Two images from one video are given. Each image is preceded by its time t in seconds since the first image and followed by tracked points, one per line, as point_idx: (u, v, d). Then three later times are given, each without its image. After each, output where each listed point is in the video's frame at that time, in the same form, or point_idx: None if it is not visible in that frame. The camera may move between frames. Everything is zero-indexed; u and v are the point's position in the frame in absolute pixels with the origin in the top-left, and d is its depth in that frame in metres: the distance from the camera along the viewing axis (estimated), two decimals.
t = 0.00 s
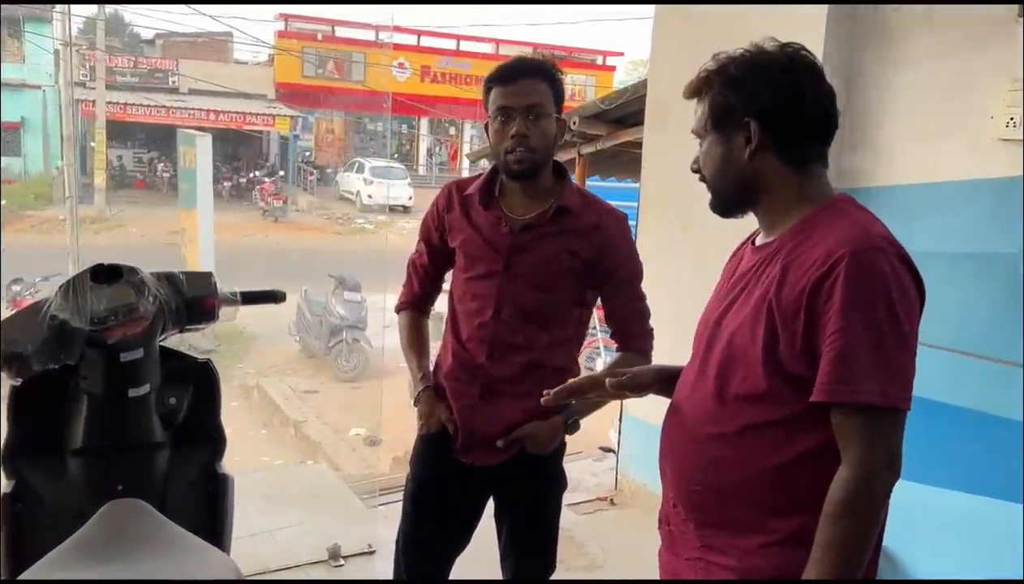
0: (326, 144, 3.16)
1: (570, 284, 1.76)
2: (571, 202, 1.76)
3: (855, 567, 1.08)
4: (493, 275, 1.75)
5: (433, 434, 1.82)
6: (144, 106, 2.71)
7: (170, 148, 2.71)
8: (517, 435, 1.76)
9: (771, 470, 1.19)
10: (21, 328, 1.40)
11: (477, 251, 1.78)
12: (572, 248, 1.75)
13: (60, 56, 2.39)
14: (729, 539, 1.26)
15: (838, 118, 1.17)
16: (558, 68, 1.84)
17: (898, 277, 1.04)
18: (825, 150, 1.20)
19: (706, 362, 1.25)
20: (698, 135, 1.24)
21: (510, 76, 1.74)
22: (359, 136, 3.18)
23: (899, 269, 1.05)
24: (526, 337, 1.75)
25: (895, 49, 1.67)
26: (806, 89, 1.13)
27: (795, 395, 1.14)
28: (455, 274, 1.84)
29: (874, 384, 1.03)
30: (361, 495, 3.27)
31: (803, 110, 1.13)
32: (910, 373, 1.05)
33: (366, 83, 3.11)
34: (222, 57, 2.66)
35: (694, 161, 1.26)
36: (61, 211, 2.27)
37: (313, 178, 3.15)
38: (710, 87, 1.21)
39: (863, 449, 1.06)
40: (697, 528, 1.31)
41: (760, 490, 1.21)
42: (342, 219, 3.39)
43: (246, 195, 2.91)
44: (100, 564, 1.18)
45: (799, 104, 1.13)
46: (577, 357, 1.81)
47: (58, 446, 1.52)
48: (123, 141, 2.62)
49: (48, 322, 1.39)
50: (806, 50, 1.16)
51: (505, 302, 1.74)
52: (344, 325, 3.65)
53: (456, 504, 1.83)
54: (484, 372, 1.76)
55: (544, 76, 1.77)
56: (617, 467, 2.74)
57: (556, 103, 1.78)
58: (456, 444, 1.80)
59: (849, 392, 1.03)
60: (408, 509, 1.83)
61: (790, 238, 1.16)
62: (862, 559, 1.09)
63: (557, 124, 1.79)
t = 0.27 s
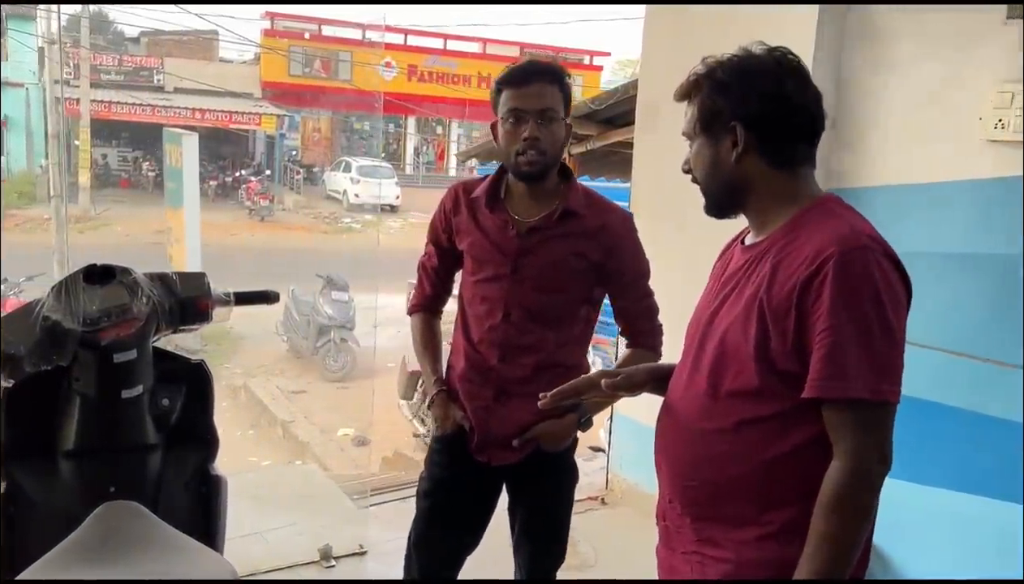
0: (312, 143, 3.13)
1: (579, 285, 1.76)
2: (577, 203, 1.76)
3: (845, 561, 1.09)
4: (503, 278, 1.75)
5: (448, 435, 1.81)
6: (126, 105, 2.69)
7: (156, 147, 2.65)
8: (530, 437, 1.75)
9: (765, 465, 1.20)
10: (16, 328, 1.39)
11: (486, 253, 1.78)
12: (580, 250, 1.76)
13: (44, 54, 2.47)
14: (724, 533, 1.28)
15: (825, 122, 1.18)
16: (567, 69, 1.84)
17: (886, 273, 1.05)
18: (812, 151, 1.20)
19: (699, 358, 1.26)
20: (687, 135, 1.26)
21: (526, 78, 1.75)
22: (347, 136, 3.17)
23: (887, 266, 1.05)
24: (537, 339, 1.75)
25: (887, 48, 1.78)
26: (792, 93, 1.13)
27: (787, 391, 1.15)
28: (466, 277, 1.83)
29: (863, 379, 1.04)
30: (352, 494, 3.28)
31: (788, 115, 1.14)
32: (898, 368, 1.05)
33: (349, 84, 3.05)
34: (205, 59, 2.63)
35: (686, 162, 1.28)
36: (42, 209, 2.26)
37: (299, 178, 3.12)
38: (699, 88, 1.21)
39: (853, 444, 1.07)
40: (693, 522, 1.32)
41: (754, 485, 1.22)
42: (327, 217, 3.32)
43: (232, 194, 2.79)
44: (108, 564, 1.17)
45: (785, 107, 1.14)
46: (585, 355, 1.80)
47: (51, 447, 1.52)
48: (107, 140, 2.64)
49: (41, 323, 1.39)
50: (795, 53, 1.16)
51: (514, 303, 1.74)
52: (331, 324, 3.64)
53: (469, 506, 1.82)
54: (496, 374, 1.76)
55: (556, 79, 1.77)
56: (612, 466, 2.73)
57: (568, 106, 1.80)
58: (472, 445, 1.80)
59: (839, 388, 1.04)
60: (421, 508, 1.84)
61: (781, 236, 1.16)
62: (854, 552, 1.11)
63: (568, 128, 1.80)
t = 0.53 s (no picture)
0: (296, 141, 3.01)
1: (581, 281, 1.76)
2: (578, 201, 1.76)
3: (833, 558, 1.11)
4: (507, 277, 1.76)
5: (457, 430, 1.81)
6: (108, 103, 2.63)
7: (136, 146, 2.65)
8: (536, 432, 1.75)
9: (758, 462, 1.21)
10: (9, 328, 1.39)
11: (489, 252, 1.79)
12: (582, 247, 1.76)
13: (23, 53, 2.39)
14: (721, 531, 1.29)
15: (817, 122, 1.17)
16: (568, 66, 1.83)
17: (873, 271, 1.06)
18: (806, 150, 1.20)
19: (694, 357, 1.27)
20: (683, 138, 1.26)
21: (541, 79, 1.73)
22: (333, 136, 3.05)
23: (874, 264, 1.06)
24: (542, 336, 1.75)
25: (879, 54, 1.84)
26: (777, 95, 1.13)
27: (777, 388, 1.16)
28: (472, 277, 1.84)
29: (849, 377, 1.05)
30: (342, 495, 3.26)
31: (775, 117, 1.14)
32: (885, 366, 1.06)
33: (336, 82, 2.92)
34: (189, 58, 2.63)
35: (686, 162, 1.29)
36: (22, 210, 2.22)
37: (284, 176, 3.08)
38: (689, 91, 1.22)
39: (840, 441, 1.08)
40: (691, 520, 1.33)
41: (747, 482, 1.23)
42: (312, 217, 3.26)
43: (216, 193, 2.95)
44: (102, 566, 1.17)
45: (772, 111, 1.14)
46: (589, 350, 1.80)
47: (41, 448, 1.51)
48: (89, 138, 2.56)
49: (33, 325, 1.38)
50: (783, 53, 1.16)
51: (519, 301, 1.74)
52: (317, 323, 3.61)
53: (477, 501, 1.83)
54: (504, 373, 1.77)
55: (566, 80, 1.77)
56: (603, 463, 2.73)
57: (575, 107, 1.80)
58: (479, 440, 1.80)
59: (825, 385, 1.05)
60: (431, 503, 1.84)
61: (773, 235, 1.17)
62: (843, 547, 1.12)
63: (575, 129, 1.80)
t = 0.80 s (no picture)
0: (275, 139, 2.93)
1: (570, 280, 1.75)
2: (567, 199, 1.74)
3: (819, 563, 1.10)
4: (496, 275, 1.75)
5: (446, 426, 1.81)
6: (84, 101, 2.60)
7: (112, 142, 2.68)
8: (523, 428, 1.74)
9: (748, 466, 1.20)
10: None
11: (479, 250, 1.78)
12: (570, 245, 1.74)
13: None
14: (714, 535, 1.28)
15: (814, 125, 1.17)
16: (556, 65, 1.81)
17: (864, 276, 1.05)
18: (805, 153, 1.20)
19: (688, 358, 1.27)
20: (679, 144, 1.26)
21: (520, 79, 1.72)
22: (312, 135, 2.94)
23: (866, 269, 1.06)
24: (530, 334, 1.74)
25: (857, 52, 1.85)
26: (772, 98, 1.13)
27: (769, 391, 1.15)
28: (463, 276, 1.83)
29: (836, 382, 1.04)
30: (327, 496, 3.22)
31: (771, 119, 1.14)
32: (875, 372, 1.06)
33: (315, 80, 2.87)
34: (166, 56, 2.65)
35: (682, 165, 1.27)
36: None
37: (263, 175, 3.00)
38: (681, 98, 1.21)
39: (828, 446, 1.07)
40: (685, 524, 1.32)
41: (737, 486, 1.23)
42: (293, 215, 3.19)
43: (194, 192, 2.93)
44: (86, 570, 1.15)
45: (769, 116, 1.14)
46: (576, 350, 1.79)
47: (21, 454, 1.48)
48: (64, 137, 2.56)
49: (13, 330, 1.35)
50: (777, 55, 1.16)
51: (507, 299, 1.73)
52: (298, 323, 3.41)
53: (467, 497, 1.82)
54: (493, 370, 1.76)
55: (544, 77, 1.75)
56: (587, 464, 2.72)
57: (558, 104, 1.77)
58: (465, 438, 1.79)
59: (813, 390, 1.05)
60: (420, 497, 1.84)
61: (768, 237, 1.17)
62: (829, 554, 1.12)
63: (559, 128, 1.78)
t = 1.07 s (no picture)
0: (244, 138, 2.91)
1: (552, 282, 1.72)
2: (548, 199, 1.71)
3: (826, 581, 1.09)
4: (477, 276, 1.72)
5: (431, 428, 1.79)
6: (48, 101, 2.51)
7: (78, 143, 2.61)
8: (506, 430, 1.73)
9: (755, 480, 1.18)
10: None
11: (462, 252, 1.76)
12: (549, 247, 1.71)
13: None
14: (719, 547, 1.26)
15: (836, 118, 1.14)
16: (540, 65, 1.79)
17: (877, 289, 1.03)
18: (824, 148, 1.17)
19: (693, 367, 1.24)
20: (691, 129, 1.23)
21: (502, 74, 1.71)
22: (282, 133, 2.93)
23: (878, 282, 1.03)
24: (512, 336, 1.71)
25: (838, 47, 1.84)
26: (797, 81, 1.10)
27: (777, 404, 1.13)
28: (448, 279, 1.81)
29: (847, 400, 1.02)
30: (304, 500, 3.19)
31: (795, 105, 1.11)
32: (887, 390, 1.03)
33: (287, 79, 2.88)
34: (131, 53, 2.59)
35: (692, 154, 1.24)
36: None
37: (232, 174, 2.97)
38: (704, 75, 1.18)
39: (836, 464, 1.05)
40: (689, 535, 1.31)
41: (744, 499, 1.21)
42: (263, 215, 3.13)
43: (161, 191, 2.85)
44: None
45: (792, 97, 1.11)
46: (559, 352, 1.76)
47: None
48: (28, 137, 2.48)
49: None
50: (805, 42, 1.14)
51: (488, 301, 1.71)
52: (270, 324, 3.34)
53: (455, 497, 1.80)
54: (473, 373, 1.73)
55: (530, 75, 1.74)
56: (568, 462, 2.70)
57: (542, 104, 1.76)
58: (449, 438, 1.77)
59: (822, 407, 1.03)
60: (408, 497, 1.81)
61: (775, 244, 1.14)
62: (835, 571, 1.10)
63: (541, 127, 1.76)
